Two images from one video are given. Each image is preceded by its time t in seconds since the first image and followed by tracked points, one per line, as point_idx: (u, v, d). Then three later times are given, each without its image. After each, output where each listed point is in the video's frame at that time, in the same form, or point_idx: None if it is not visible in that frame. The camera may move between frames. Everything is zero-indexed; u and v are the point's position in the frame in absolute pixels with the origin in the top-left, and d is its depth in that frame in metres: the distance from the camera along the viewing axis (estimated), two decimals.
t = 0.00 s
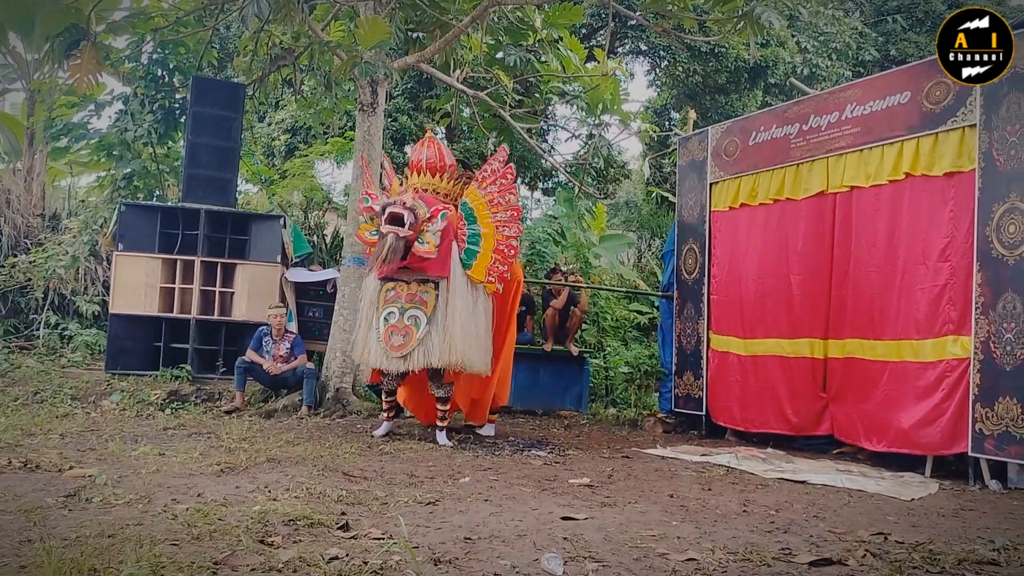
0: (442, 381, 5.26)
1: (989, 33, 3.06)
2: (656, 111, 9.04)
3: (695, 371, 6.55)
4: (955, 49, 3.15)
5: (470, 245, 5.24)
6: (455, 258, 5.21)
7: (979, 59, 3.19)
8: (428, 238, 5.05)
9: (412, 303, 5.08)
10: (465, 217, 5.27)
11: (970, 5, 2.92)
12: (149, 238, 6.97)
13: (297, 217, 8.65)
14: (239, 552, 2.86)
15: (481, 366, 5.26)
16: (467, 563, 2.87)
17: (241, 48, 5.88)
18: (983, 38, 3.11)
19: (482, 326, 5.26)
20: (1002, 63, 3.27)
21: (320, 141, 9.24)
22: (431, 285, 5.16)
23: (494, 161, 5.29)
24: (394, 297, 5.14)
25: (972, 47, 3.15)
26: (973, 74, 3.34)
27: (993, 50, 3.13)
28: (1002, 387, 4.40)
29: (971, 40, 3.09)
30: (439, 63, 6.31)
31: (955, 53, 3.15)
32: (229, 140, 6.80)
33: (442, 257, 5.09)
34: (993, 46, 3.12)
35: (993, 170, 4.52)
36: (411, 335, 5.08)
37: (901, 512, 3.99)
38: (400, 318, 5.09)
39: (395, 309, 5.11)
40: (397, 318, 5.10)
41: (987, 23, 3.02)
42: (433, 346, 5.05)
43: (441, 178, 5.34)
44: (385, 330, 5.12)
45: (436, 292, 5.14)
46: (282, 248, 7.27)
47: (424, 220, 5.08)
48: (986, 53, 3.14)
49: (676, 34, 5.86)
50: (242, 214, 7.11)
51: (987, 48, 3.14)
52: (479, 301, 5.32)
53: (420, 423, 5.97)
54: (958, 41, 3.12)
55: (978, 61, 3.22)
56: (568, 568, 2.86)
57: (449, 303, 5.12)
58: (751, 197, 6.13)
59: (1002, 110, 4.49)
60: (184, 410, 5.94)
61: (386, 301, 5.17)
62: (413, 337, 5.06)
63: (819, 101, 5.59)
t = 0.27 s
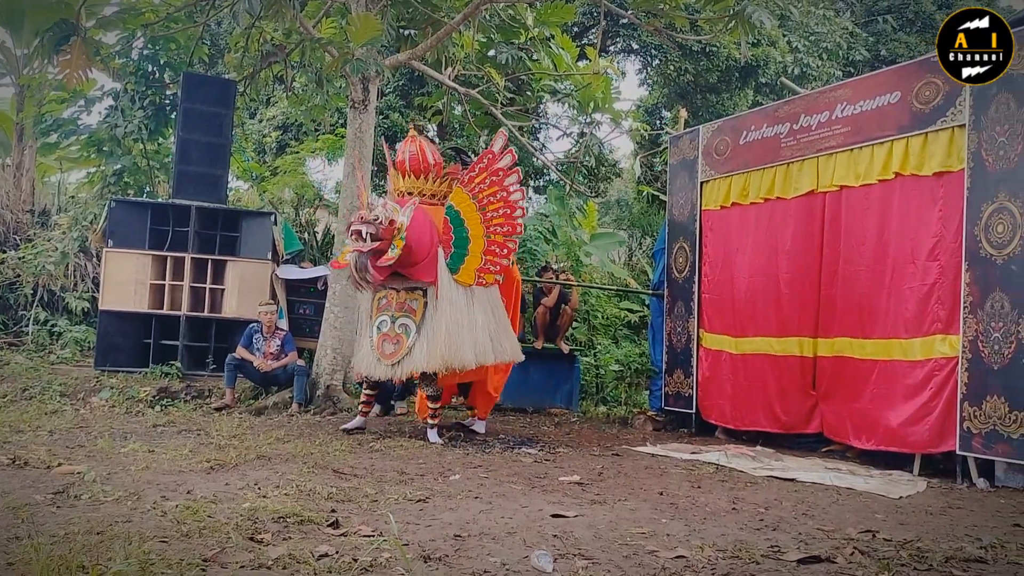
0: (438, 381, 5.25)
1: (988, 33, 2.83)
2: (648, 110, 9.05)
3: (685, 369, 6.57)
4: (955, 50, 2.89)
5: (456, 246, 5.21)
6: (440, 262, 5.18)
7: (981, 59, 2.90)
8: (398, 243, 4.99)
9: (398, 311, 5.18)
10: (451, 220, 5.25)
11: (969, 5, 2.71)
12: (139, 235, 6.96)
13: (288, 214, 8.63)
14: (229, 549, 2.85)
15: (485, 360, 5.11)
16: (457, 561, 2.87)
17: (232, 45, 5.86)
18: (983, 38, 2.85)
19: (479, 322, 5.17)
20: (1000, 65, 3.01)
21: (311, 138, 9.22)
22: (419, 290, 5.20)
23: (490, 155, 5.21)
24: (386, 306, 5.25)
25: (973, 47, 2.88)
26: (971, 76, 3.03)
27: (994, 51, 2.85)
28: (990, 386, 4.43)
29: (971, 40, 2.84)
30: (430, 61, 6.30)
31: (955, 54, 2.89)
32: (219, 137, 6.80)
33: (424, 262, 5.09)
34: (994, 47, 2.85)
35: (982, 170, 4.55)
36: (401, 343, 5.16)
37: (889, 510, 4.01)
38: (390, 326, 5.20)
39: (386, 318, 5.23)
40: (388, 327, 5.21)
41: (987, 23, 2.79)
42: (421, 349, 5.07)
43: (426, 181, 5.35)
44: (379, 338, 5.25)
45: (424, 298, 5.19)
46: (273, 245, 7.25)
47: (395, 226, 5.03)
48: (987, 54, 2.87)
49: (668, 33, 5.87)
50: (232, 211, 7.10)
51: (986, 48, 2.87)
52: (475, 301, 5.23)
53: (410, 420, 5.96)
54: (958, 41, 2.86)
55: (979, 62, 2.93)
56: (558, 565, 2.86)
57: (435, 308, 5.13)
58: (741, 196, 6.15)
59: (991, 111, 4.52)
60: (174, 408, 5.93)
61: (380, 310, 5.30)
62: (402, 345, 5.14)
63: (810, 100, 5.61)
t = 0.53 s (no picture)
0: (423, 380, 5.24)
1: (988, 33, 2.82)
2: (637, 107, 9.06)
3: (674, 366, 6.59)
4: (954, 49, 2.87)
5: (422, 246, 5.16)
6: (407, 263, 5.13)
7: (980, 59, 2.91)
8: (365, 248, 5.05)
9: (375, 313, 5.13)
10: (416, 219, 5.19)
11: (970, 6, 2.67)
12: (127, 230, 6.92)
13: (276, 210, 8.60)
14: (217, 546, 2.84)
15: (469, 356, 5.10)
16: (446, 557, 2.87)
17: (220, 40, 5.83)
18: (983, 38, 2.84)
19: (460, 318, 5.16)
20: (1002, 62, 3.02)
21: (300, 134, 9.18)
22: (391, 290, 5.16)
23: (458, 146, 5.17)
24: (362, 308, 5.20)
25: (972, 47, 2.87)
26: (967, 77, 3.03)
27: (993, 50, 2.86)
28: (977, 383, 4.45)
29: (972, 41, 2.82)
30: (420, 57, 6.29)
31: (954, 54, 2.87)
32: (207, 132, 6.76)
33: (390, 263, 5.05)
34: (994, 47, 2.87)
35: (970, 169, 4.57)
36: (382, 345, 5.12)
37: (876, 506, 4.04)
38: (370, 329, 5.16)
39: (364, 320, 5.18)
40: (368, 329, 5.17)
41: (986, 23, 2.78)
42: (404, 352, 5.06)
43: (391, 180, 5.23)
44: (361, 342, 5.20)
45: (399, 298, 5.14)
46: (261, 241, 7.22)
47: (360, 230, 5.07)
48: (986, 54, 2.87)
49: (657, 31, 5.88)
50: (221, 207, 7.07)
51: (986, 48, 2.88)
52: (451, 294, 5.21)
53: (399, 417, 5.96)
54: (958, 41, 2.83)
55: (978, 62, 2.95)
56: (547, 562, 2.86)
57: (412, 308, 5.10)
58: (731, 193, 6.16)
59: (978, 109, 4.54)
60: (161, 404, 5.90)
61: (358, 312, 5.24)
62: (383, 346, 5.11)
63: (799, 98, 5.63)
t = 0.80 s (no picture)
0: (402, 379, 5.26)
1: (988, 33, 2.90)
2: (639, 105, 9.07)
3: (676, 364, 6.60)
4: (954, 49, 2.98)
5: (394, 246, 5.13)
6: (378, 265, 5.13)
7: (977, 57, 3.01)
8: (336, 261, 4.87)
9: (352, 314, 5.05)
10: (385, 219, 5.14)
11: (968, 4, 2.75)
12: (130, 227, 6.95)
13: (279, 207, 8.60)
14: (220, 542, 2.85)
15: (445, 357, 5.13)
16: (448, 553, 2.88)
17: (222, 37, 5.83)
18: (983, 38, 2.94)
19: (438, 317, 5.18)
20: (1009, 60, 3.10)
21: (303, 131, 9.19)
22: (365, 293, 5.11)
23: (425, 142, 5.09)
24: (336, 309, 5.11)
25: (973, 47, 2.97)
26: (970, 72, 3.16)
27: (991, 48, 2.95)
28: (980, 380, 4.45)
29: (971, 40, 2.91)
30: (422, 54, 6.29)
31: (955, 53, 2.97)
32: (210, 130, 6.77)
33: (361, 268, 5.00)
34: (993, 47, 2.97)
35: (973, 166, 4.57)
36: (357, 345, 5.07)
37: (878, 503, 4.04)
38: (346, 329, 5.08)
39: (340, 320, 5.09)
40: (343, 330, 5.09)
41: (987, 23, 2.85)
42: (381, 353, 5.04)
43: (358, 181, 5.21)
44: (334, 341, 5.12)
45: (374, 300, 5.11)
46: (263, 238, 7.25)
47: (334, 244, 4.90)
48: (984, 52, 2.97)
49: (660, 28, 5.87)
50: (224, 204, 7.09)
51: (986, 48, 2.98)
52: (427, 295, 5.20)
53: (401, 414, 5.96)
54: (958, 41, 2.94)
55: (978, 61, 3.08)
56: (549, 558, 2.87)
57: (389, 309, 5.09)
58: (733, 191, 6.16)
59: (982, 107, 4.53)
60: (164, 401, 5.91)
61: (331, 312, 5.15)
62: (358, 347, 5.05)
63: (802, 95, 5.62)
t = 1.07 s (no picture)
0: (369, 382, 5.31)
1: (988, 33, 2.88)
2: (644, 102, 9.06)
3: (681, 361, 6.59)
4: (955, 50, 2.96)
5: (382, 258, 5.15)
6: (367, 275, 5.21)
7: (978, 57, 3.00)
8: (331, 284, 5.06)
9: (330, 321, 5.10)
10: (373, 235, 5.11)
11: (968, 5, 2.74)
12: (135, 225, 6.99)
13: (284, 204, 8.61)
14: (226, 538, 2.86)
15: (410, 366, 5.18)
16: (453, 550, 2.88)
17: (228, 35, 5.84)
18: (983, 38, 2.91)
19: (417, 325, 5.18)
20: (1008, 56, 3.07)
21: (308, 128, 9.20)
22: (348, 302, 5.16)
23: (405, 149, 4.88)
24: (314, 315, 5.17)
25: (972, 47, 2.95)
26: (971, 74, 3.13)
27: (991, 47, 2.94)
28: (985, 378, 4.44)
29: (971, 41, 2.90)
30: (427, 51, 6.29)
31: (954, 53, 2.95)
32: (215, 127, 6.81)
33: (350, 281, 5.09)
34: (993, 47, 2.95)
35: (979, 164, 4.55)
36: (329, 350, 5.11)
37: (884, 501, 4.03)
38: (321, 334, 5.13)
39: (317, 325, 5.15)
40: (318, 335, 5.14)
41: (987, 23, 2.84)
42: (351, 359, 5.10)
43: (341, 192, 5.28)
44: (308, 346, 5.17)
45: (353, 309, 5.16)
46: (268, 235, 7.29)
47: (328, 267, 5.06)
48: (984, 52, 2.96)
49: (665, 25, 5.86)
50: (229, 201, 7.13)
51: (986, 48, 2.96)
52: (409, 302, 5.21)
53: (406, 411, 5.97)
54: (958, 41, 2.92)
55: (978, 61, 3.05)
56: (554, 555, 2.87)
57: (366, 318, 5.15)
58: (739, 188, 6.15)
59: (988, 104, 4.51)
60: (170, 397, 5.92)
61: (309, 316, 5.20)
62: (331, 353, 5.10)
63: (808, 92, 5.61)
